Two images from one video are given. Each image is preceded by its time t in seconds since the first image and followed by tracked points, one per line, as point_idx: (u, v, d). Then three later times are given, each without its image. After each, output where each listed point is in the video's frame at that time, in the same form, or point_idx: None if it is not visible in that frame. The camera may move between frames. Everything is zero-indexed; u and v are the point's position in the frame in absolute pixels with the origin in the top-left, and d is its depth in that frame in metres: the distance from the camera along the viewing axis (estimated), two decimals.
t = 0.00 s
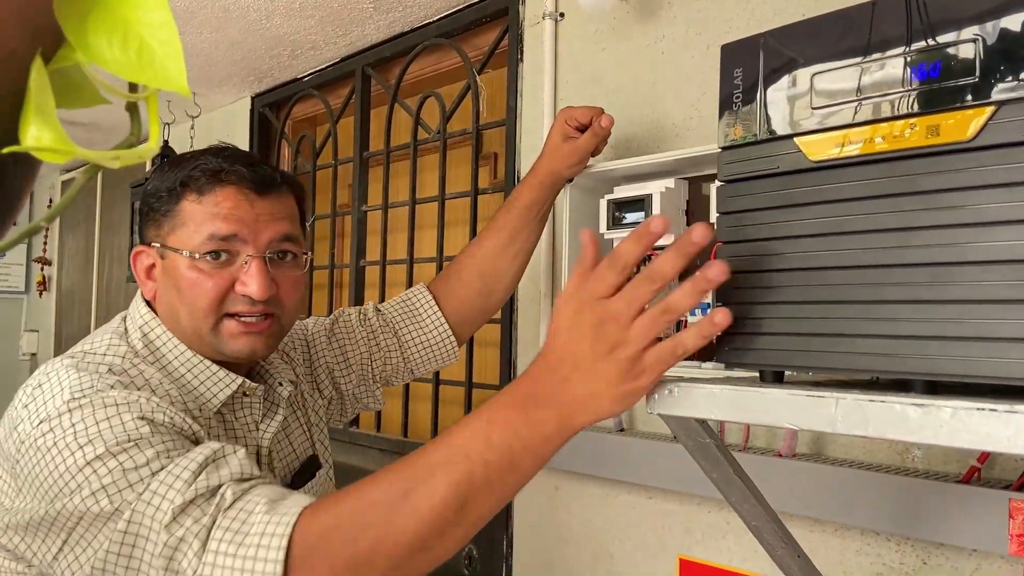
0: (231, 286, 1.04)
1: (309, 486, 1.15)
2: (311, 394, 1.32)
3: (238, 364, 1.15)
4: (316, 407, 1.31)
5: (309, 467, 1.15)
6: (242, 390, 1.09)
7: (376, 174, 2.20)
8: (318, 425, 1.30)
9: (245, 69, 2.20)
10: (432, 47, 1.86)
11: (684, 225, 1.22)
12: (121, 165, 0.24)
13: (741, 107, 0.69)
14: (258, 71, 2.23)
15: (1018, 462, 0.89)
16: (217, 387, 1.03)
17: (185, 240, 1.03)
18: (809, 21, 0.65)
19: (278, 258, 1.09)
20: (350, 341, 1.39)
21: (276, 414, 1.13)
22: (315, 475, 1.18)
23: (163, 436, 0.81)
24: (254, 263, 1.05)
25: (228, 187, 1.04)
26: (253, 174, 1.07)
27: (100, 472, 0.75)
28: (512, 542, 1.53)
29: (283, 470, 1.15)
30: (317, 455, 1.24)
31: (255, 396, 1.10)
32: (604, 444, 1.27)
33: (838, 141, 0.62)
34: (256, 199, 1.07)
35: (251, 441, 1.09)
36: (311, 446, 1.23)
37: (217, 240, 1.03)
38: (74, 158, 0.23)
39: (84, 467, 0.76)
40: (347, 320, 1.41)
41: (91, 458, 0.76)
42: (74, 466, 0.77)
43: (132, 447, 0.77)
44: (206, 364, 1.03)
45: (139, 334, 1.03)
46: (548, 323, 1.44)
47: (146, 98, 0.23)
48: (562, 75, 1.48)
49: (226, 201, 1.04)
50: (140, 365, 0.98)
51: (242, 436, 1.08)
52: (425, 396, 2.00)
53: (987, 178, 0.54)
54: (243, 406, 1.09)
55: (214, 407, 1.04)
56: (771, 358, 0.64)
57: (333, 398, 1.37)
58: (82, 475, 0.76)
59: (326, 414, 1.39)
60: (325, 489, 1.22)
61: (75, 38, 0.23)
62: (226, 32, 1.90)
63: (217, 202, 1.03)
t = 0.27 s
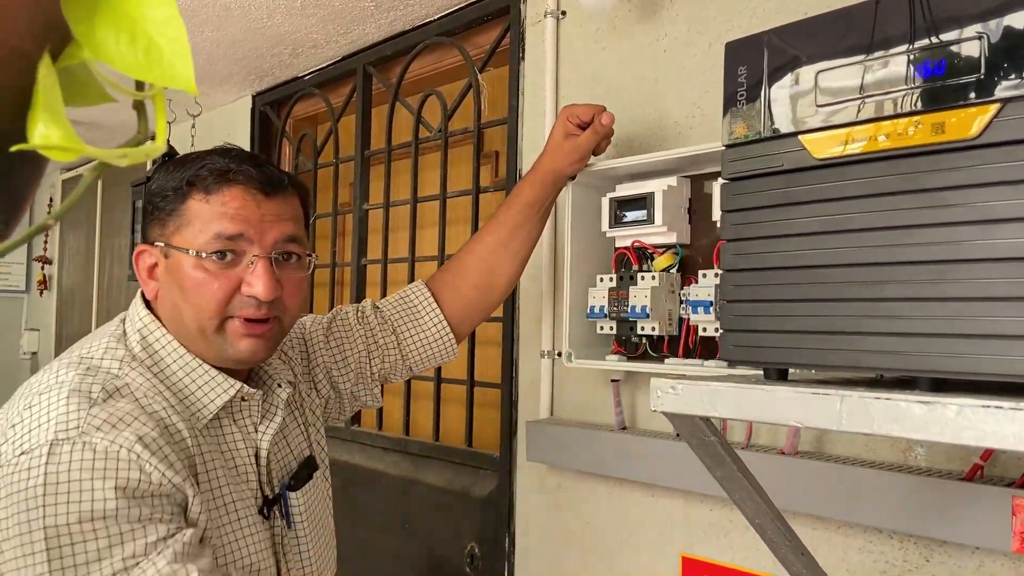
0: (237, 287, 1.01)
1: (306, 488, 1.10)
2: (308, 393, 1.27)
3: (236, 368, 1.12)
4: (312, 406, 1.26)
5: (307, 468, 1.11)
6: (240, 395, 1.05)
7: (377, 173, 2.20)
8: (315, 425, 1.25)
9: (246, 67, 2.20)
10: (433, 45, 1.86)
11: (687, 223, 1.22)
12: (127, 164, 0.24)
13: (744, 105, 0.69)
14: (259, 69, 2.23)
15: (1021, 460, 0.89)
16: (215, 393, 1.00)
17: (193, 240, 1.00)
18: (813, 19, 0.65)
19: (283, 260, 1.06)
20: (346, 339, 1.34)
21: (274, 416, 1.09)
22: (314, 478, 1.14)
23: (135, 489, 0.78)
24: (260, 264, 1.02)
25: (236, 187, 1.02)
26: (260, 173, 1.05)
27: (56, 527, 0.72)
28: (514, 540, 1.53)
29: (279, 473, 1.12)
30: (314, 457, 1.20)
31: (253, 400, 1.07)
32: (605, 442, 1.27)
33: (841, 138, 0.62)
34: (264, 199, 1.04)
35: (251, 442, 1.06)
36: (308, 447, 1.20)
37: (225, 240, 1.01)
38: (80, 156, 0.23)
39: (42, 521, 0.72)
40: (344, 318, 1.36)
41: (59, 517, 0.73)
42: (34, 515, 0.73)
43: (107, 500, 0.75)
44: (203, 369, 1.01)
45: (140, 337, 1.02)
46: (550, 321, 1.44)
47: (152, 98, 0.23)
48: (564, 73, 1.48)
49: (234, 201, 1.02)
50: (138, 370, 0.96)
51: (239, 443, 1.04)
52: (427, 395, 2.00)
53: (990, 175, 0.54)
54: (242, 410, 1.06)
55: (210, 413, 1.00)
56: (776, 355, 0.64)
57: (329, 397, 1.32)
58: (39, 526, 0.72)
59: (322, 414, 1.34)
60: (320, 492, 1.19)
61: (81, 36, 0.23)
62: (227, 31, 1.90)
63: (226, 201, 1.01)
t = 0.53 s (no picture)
0: (281, 301, 1.03)
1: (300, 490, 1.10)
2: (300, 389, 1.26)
3: (234, 370, 1.11)
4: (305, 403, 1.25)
5: (301, 468, 1.11)
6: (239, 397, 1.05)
7: (377, 172, 2.20)
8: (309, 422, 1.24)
9: (246, 66, 2.20)
10: (434, 44, 1.86)
11: (688, 222, 1.22)
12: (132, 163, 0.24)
13: (746, 104, 0.69)
14: (260, 68, 2.23)
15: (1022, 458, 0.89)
16: (212, 396, 0.99)
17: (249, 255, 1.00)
18: (815, 18, 0.65)
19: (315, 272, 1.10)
20: (338, 334, 1.33)
21: (270, 418, 1.08)
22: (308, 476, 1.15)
23: (131, 500, 0.79)
24: (303, 279, 1.04)
25: (282, 204, 1.03)
26: (303, 191, 1.07)
27: (56, 536, 0.74)
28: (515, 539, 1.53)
29: (274, 474, 1.12)
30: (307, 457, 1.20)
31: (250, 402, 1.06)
32: (606, 441, 1.27)
33: (843, 137, 0.62)
34: (303, 216, 1.07)
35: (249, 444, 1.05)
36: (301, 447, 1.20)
37: (279, 256, 1.02)
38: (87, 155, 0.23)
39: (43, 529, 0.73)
40: (335, 313, 1.35)
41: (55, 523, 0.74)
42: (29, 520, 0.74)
43: (108, 509, 0.76)
44: (201, 371, 1.00)
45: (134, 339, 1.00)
46: (552, 321, 1.44)
47: (157, 95, 0.24)
48: (565, 72, 1.48)
49: (281, 217, 1.03)
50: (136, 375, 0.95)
51: (236, 445, 1.04)
52: (428, 393, 2.00)
53: (993, 174, 0.54)
54: (237, 412, 1.06)
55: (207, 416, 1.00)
56: (777, 354, 0.64)
57: (321, 393, 1.31)
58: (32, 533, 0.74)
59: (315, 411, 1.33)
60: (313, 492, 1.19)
61: (87, 35, 0.23)
62: (228, 30, 1.90)
63: (281, 218, 1.02)
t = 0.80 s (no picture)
0: (225, 288, 0.98)
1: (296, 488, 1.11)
2: (298, 387, 1.27)
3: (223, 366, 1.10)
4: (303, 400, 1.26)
5: (296, 463, 1.12)
6: (228, 391, 1.04)
7: (378, 171, 2.20)
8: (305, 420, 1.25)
9: (247, 66, 2.20)
10: (435, 43, 1.86)
11: (690, 221, 1.22)
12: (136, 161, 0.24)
13: (748, 102, 0.69)
14: (261, 67, 2.22)
15: None
16: (203, 389, 0.98)
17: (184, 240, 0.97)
18: (817, 17, 0.65)
19: (273, 262, 1.03)
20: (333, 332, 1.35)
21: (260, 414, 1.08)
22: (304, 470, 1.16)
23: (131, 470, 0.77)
24: (251, 265, 0.99)
25: (230, 188, 0.99)
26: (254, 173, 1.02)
27: (62, 507, 0.71)
28: (516, 537, 1.53)
29: (267, 469, 1.12)
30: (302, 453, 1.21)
31: (241, 396, 1.06)
32: (607, 440, 1.27)
33: (845, 136, 0.61)
34: (257, 201, 1.01)
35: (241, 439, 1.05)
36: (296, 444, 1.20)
37: (215, 239, 0.98)
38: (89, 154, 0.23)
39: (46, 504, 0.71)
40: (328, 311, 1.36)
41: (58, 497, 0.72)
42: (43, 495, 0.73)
43: (109, 477, 0.74)
44: (189, 365, 0.98)
45: (121, 335, 0.99)
46: (553, 321, 1.43)
47: (161, 94, 0.24)
48: (566, 71, 1.48)
49: (226, 201, 0.99)
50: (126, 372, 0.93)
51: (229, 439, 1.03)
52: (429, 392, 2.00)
53: (996, 172, 0.54)
54: (228, 406, 1.05)
55: (197, 410, 0.99)
56: (779, 353, 0.64)
57: (318, 389, 1.33)
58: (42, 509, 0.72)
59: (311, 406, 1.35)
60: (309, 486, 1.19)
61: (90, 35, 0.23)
62: (228, 29, 1.90)
63: (216, 200, 0.98)
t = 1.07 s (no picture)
0: (228, 293, 0.96)
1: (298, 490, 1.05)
2: (308, 391, 1.24)
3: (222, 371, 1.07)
4: (310, 407, 1.23)
5: (298, 468, 1.06)
6: (223, 395, 1.00)
7: (379, 171, 2.19)
8: (311, 425, 1.22)
9: (247, 65, 2.19)
10: (436, 42, 1.86)
11: (691, 221, 1.22)
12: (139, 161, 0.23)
13: (751, 101, 0.69)
14: (261, 67, 2.22)
15: None
16: (194, 392, 0.95)
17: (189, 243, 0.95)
18: (820, 16, 0.65)
19: (277, 269, 1.02)
20: (344, 338, 1.32)
21: (257, 417, 1.03)
22: (309, 477, 1.10)
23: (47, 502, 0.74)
24: (254, 272, 0.97)
25: (237, 192, 0.98)
26: (263, 179, 1.01)
27: None
28: (518, 537, 1.53)
29: (270, 474, 1.07)
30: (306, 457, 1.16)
31: (237, 400, 1.02)
32: (609, 440, 1.27)
33: (848, 134, 0.61)
34: (264, 206, 1.00)
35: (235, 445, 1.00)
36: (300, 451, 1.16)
37: (219, 243, 0.95)
38: (91, 152, 0.22)
39: None
40: (342, 315, 1.34)
41: None
42: None
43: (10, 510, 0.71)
44: (184, 368, 0.96)
45: (118, 338, 0.97)
46: (554, 320, 1.43)
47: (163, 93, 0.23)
48: (567, 70, 1.48)
49: (233, 205, 0.97)
50: (114, 378, 0.92)
51: (219, 445, 0.99)
52: (431, 392, 2.00)
53: (1000, 170, 0.53)
54: (224, 410, 1.01)
55: (191, 413, 0.95)
56: (782, 353, 0.64)
57: (329, 397, 1.30)
58: None
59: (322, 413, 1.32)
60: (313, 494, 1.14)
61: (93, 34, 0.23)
62: (229, 29, 1.90)
63: (222, 205, 0.96)
